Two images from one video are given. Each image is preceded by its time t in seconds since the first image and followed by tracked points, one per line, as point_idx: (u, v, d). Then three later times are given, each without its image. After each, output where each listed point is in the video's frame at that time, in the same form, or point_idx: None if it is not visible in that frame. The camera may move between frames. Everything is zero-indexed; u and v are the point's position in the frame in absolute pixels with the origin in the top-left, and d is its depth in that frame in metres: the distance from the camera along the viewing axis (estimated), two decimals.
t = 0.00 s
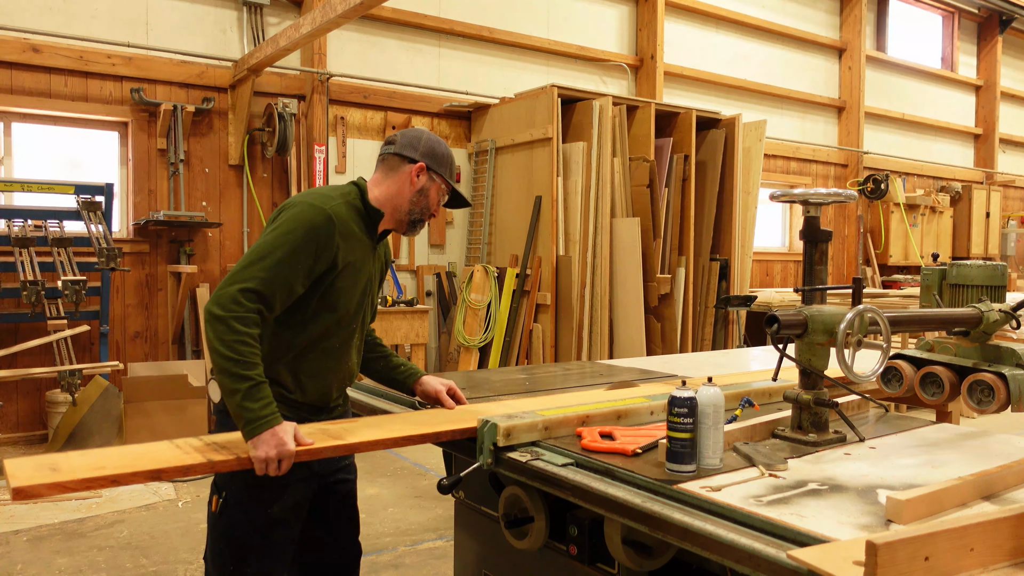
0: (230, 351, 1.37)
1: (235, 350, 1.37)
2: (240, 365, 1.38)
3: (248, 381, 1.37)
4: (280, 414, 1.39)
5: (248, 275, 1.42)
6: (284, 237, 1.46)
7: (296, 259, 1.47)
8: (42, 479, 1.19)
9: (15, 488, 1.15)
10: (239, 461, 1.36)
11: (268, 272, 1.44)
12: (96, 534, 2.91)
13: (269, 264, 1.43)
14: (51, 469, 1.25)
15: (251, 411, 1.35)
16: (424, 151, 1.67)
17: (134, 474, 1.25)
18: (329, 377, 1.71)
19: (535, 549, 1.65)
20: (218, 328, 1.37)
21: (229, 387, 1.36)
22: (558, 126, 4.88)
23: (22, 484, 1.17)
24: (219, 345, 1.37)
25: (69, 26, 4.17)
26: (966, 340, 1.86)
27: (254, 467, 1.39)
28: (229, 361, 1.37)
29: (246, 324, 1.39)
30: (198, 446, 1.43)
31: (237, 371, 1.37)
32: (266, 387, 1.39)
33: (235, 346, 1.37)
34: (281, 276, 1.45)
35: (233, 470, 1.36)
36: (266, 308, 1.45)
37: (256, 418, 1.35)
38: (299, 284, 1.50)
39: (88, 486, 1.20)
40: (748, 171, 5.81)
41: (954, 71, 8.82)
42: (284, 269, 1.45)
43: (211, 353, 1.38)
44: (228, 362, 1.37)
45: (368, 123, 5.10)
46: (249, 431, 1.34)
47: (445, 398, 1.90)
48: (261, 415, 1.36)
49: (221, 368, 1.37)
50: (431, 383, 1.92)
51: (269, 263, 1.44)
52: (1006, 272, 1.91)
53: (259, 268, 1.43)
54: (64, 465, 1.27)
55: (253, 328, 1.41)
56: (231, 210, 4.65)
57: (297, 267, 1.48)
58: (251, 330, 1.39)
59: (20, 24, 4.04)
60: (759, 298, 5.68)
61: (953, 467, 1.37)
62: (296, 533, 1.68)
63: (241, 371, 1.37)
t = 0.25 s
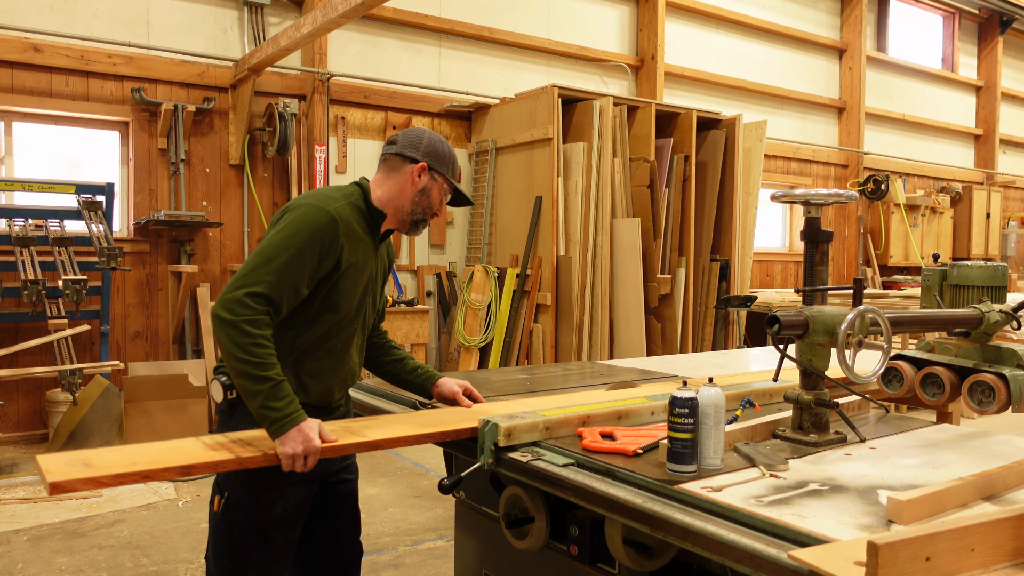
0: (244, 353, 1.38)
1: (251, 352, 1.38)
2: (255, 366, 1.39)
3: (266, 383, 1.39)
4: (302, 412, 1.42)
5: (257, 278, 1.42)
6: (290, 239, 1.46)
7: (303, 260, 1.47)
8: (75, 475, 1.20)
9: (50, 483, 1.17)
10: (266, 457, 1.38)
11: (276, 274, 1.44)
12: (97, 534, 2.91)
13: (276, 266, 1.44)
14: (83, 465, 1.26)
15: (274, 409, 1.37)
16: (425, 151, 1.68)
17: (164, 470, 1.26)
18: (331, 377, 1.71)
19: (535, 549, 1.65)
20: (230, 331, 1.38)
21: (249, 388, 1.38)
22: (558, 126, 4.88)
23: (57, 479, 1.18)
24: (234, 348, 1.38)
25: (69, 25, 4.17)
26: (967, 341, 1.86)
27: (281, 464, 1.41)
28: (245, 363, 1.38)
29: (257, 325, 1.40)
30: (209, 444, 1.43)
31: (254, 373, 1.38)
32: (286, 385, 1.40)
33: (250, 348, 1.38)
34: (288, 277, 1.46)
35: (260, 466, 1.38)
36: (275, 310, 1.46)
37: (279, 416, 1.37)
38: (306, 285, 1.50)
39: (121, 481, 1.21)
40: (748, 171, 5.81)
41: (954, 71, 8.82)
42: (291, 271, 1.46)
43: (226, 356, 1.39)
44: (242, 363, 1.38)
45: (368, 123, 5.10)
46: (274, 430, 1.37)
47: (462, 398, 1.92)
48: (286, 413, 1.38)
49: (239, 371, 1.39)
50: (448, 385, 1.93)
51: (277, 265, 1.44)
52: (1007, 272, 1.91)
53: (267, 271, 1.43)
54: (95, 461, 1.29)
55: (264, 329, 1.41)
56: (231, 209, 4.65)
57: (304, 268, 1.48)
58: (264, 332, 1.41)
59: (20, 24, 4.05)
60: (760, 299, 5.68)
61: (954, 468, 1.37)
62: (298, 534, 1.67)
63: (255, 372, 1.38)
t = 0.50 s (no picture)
0: (266, 363, 1.41)
1: (273, 361, 1.41)
2: (275, 374, 1.42)
3: (290, 389, 1.42)
4: (336, 410, 1.45)
5: (265, 287, 1.44)
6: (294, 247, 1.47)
7: (307, 265, 1.48)
8: (123, 470, 1.23)
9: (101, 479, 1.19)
10: (303, 453, 1.41)
11: (284, 282, 1.46)
12: (99, 534, 2.91)
13: (281, 274, 1.45)
14: (128, 461, 1.29)
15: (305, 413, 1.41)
16: (422, 147, 1.68)
17: (207, 466, 1.30)
18: (334, 378, 1.71)
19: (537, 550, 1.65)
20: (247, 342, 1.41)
21: (278, 396, 1.42)
22: (559, 126, 4.88)
23: (106, 475, 1.21)
24: (255, 359, 1.41)
25: (70, 25, 4.17)
26: (968, 341, 1.86)
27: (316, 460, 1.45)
28: (270, 372, 1.41)
29: (272, 335, 1.42)
30: (229, 443, 1.45)
31: (278, 381, 1.42)
32: (314, 386, 1.44)
33: (270, 358, 1.41)
34: (295, 284, 1.47)
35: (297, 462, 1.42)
36: (286, 317, 1.48)
37: (312, 418, 1.41)
38: (312, 289, 1.52)
39: (168, 476, 1.25)
40: (748, 171, 5.81)
41: (954, 72, 8.83)
42: (297, 277, 1.47)
43: (249, 367, 1.43)
44: (264, 373, 1.41)
45: (369, 123, 5.10)
46: (311, 430, 1.40)
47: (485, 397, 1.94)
48: (318, 413, 1.42)
49: (264, 380, 1.42)
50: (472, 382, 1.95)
51: (283, 274, 1.45)
52: (1008, 273, 1.91)
53: (275, 280, 1.45)
54: (140, 457, 1.32)
55: (281, 337, 1.44)
56: (232, 210, 4.65)
57: (309, 273, 1.49)
58: (281, 340, 1.43)
59: (21, 24, 4.05)
60: (760, 299, 5.68)
61: (955, 468, 1.37)
62: (301, 533, 1.68)
63: (278, 382, 1.41)
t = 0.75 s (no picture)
0: (285, 370, 1.43)
1: (293, 368, 1.43)
2: (294, 380, 1.43)
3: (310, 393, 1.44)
4: (361, 409, 1.47)
5: (276, 296, 1.45)
6: (298, 253, 1.47)
7: (312, 270, 1.49)
8: (161, 467, 1.27)
9: (140, 474, 1.23)
10: (332, 451, 1.44)
11: (293, 288, 1.46)
12: (100, 534, 2.91)
13: (287, 280, 1.45)
14: (164, 459, 1.33)
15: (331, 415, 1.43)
16: (417, 147, 1.67)
17: (241, 462, 1.34)
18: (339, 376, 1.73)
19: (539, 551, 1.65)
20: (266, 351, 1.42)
21: (303, 402, 1.44)
22: (559, 127, 4.88)
23: (144, 471, 1.24)
24: (275, 369, 1.43)
25: (71, 26, 4.17)
26: (969, 343, 1.86)
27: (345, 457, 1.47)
28: (291, 380, 1.43)
29: (288, 344, 1.43)
30: (232, 443, 1.46)
31: (300, 387, 1.43)
32: (337, 387, 1.45)
33: (289, 366, 1.43)
34: (303, 289, 1.48)
35: (326, 459, 1.44)
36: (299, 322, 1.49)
37: (338, 419, 1.43)
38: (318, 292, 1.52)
39: (203, 473, 1.28)
40: (749, 172, 5.80)
41: (954, 73, 8.84)
42: (303, 282, 1.47)
43: (269, 377, 1.44)
44: (285, 380, 1.43)
45: (370, 124, 5.11)
46: (339, 429, 1.42)
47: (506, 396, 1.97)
48: (344, 413, 1.44)
49: (288, 388, 1.44)
50: (491, 381, 1.98)
51: (289, 279, 1.46)
52: (1009, 274, 1.91)
53: (283, 287, 1.45)
54: (174, 454, 1.36)
55: (298, 344, 1.45)
56: (232, 210, 4.65)
57: (314, 277, 1.50)
58: (298, 347, 1.44)
59: (22, 24, 4.05)
60: (760, 300, 5.68)
61: (957, 470, 1.38)
62: (302, 533, 1.68)
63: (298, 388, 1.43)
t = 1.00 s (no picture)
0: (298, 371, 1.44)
1: (307, 369, 1.45)
2: (307, 381, 1.45)
3: (323, 394, 1.45)
4: (376, 406, 1.48)
5: (285, 298, 1.46)
6: (303, 253, 1.48)
7: (318, 270, 1.50)
8: (182, 465, 1.27)
9: (163, 471, 1.23)
10: (350, 449, 1.44)
11: (301, 289, 1.47)
12: (101, 535, 2.91)
13: (295, 281, 1.46)
14: (185, 457, 1.33)
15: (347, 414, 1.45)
16: (416, 146, 1.68)
17: (261, 460, 1.35)
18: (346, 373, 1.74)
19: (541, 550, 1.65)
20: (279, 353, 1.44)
21: (319, 402, 1.46)
22: (560, 127, 4.88)
23: (168, 468, 1.25)
24: (290, 371, 1.44)
25: (71, 26, 4.17)
26: (971, 343, 1.86)
27: (362, 455, 1.48)
28: (306, 380, 1.45)
29: (300, 346, 1.45)
30: (236, 442, 1.46)
31: (315, 387, 1.45)
32: (353, 385, 1.47)
33: (303, 367, 1.44)
34: (310, 289, 1.49)
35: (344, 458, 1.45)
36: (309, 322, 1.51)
37: (355, 417, 1.44)
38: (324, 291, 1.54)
39: (224, 470, 1.29)
40: (749, 172, 5.80)
41: (954, 73, 8.84)
42: (308, 282, 1.48)
43: (284, 379, 1.46)
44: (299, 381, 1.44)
45: (370, 124, 5.11)
46: (356, 428, 1.43)
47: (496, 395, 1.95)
48: (361, 412, 1.45)
49: (303, 389, 1.46)
50: (479, 380, 1.96)
51: (295, 280, 1.46)
52: (1011, 274, 1.91)
53: (292, 288, 1.46)
54: (195, 453, 1.36)
55: (310, 345, 1.47)
56: (233, 211, 4.65)
57: (319, 277, 1.51)
58: (310, 347, 1.46)
59: (22, 25, 4.05)
60: (761, 300, 5.68)
61: (959, 469, 1.38)
62: (304, 533, 1.68)
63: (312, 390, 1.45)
